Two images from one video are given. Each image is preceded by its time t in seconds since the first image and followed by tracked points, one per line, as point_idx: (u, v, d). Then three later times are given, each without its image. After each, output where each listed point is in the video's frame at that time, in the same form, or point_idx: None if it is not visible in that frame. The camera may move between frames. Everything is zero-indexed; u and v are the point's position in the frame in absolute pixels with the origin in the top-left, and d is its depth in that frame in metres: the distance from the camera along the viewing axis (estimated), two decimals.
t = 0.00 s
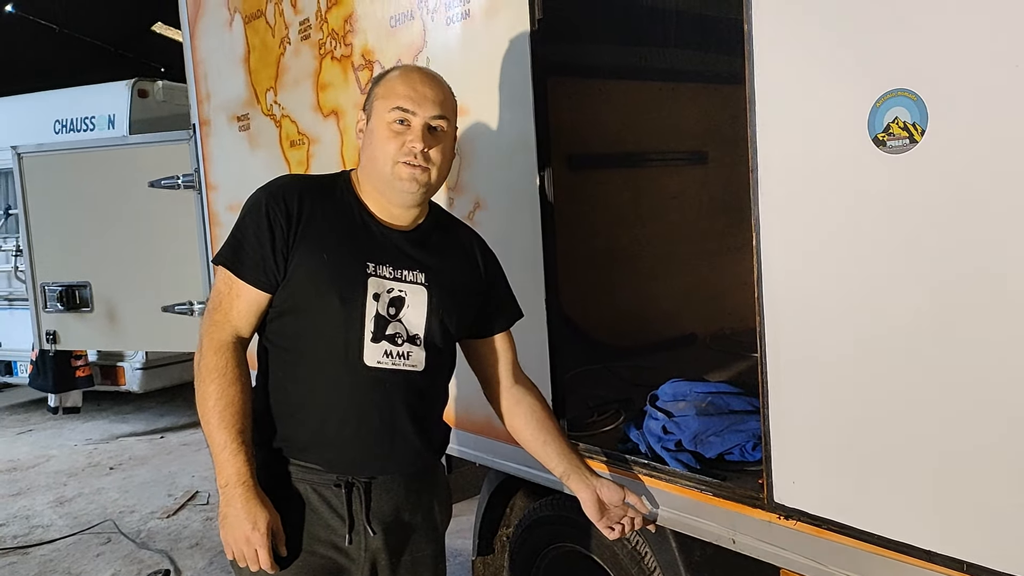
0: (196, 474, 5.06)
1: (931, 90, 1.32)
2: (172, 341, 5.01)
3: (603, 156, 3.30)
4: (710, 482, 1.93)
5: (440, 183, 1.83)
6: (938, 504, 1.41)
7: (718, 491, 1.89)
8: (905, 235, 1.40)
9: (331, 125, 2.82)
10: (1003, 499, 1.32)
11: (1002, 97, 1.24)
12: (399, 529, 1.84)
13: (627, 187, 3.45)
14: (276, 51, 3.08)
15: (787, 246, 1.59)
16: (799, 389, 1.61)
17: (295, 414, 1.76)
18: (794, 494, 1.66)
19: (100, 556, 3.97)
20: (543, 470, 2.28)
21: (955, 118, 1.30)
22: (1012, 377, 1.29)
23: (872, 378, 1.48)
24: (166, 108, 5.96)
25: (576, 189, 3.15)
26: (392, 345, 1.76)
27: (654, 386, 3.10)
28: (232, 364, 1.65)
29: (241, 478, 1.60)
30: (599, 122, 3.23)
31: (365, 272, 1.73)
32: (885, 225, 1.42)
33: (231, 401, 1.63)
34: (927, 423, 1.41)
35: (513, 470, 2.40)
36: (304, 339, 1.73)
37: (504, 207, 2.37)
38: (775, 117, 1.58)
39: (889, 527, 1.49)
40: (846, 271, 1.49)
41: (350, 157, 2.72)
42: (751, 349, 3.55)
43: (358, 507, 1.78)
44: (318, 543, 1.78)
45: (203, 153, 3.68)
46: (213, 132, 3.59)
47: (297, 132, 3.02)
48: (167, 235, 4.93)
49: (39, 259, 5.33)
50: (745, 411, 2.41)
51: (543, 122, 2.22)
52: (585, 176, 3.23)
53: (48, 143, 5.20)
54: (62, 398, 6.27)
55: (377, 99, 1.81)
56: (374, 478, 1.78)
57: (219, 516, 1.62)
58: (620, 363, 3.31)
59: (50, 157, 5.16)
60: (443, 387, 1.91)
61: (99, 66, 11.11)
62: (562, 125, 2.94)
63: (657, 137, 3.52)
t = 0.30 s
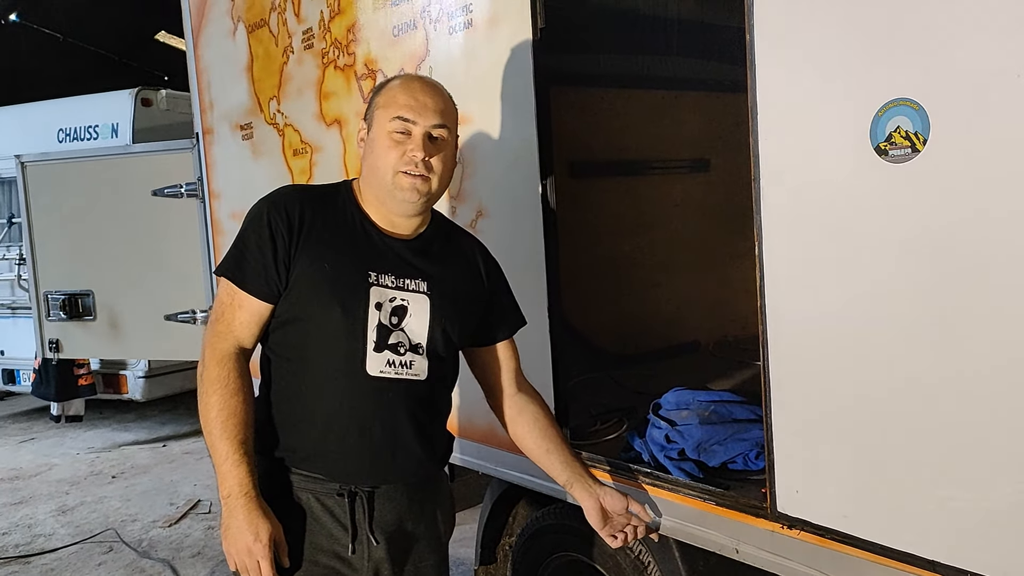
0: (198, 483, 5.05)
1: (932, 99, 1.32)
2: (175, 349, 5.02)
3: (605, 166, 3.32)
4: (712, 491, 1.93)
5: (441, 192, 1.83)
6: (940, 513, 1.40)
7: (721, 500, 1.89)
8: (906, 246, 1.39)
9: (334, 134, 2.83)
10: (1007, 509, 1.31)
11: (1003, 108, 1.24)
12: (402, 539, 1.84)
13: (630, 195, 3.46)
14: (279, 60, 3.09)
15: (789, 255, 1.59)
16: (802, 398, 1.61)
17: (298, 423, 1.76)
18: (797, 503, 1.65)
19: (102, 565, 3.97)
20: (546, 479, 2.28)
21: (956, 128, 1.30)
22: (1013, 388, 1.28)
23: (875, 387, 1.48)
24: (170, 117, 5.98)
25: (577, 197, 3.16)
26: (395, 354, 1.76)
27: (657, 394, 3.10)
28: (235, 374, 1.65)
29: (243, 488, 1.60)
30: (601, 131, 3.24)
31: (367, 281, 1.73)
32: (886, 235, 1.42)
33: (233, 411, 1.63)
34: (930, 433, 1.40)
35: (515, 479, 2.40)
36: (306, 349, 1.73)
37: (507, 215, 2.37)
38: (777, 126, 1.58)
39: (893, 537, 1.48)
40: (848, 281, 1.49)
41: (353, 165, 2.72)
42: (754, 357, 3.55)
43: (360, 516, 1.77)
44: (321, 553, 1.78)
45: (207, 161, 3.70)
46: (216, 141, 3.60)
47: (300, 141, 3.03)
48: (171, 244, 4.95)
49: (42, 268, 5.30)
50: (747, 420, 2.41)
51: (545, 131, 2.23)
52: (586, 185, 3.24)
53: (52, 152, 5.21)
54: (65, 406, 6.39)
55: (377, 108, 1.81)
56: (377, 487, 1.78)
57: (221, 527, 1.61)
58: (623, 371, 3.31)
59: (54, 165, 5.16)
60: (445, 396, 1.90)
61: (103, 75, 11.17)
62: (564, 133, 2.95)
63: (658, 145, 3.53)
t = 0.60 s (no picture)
0: (200, 489, 5.05)
1: (932, 105, 1.32)
2: (176, 355, 5.02)
3: (605, 172, 3.32)
4: (714, 497, 1.93)
5: (444, 198, 1.84)
6: (943, 519, 1.40)
7: (723, 506, 1.89)
8: (907, 252, 1.40)
9: (336, 140, 2.83)
10: (1010, 514, 1.31)
11: (1002, 114, 1.24)
12: (404, 545, 1.84)
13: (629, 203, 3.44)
14: (281, 66, 3.10)
15: (790, 260, 1.59)
16: (803, 404, 1.61)
17: (301, 429, 1.76)
18: (798, 509, 1.65)
19: (103, 571, 3.96)
20: (548, 485, 2.28)
21: (957, 134, 1.30)
22: (1015, 393, 1.28)
23: (876, 393, 1.48)
24: (172, 123, 5.99)
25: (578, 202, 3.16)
26: (398, 360, 1.76)
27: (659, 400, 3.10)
28: (238, 382, 1.65)
29: (246, 495, 1.60)
30: (602, 136, 3.25)
31: (370, 288, 1.73)
32: (887, 241, 1.42)
33: (235, 418, 1.63)
34: (932, 439, 1.40)
35: (518, 484, 2.39)
36: (309, 356, 1.73)
37: (508, 221, 2.37)
38: (777, 131, 1.58)
39: (895, 543, 1.47)
40: (849, 287, 1.49)
41: (354, 171, 2.73)
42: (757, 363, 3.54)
43: (363, 522, 1.77)
44: (323, 559, 1.78)
45: (208, 167, 3.70)
46: (218, 147, 3.61)
47: (301, 147, 3.03)
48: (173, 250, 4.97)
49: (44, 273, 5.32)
50: (750, 426, 2.41)
51: (546, 137, 2.23)
52: (587, 190, 3.24)
53: (55, 158, 5.22)
54: (67, 411, 6.38)
55: (380, 115, 1.81)
56: (380, 493, 1.78)
57: (223, 534, 1.61)
58: (625, 376, 3.31)
59: (57, 172, 5.17)
60: (448, 402, 1.90)
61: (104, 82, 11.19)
62: (565, 139, 2.95)
63: (659, 151, 3.51)
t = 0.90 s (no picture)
0: (202, 495, 5.05)
1: (933, 111, 1.33)
2: (179, 361, 5.03)
3: (607, 177, 3.35)
4: (717, 503, 1.93)
5: (447, 205, 1.84)
6: (944, 525, 1.40)
7: (726, 512, 1.89)
8: (909, 258, 1.40)
9: (338, 146, 2.84)
10: (1013, 520, 1.31)
11: (1001, 119, 1.25)
12: (408, 551, 1.84)
13: (630, 208, 3.46)
14: (283, 72, 3.11)
15: (792, 265, 1.60)
16: (805, 409, 1.61)
17: (305, 435, 1.76)
18: (801, 515, 1.65)
19: None
20: (551, 490, 2.28)
21: (958, 140, 1.30)
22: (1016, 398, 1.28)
23: (878, 398, 1.48)
24: (174, 129, 6.00)
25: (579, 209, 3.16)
26: (402, 366, 1.76)
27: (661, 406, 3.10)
28: (242, 388, 1.65)
29: (251, 502, 1.60)
30: (602, 143, 3.26)
31: (374, 293, 1.74)
32: (888, 247, 1.43)
33: (240, 424, 1.63)
34: (933, 444, 1.40)
35: (520, 490, 2.39)
36: (313, 361, 1.74)
37: (510, 228, 2.38)
38: (778, 137, 1.59)
39: (898, 549, 1.47)
40: (850, 291, 1.50)
41: (357, 177, 2.73)
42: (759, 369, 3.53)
43: (367, 528, 1.77)
44: (327, 565, 1.78)
45: (211, 174, 3.71)
46: (220, 153, 3.62)
47: (304, 153, 3.04)
48: (176, 257, 4.99)
49: (48, 280, 5.33)
50: (752, 432, 2.41)
51: (548, 144, 2.24)
52: (589, 196, 3.25)
53: (58, 165, 5.24)
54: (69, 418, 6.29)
55: (384, 121, 1.82)
56: (384, 499, 1.78)
57: (228, 541, 1.61)
58: (628, 382, 3.31)
59: (60, 179, 5.19)
60: (452, 408, 1.90)
61: (108, 88, 11.20)
62: (566, 146, 2.95)
63: (659, 158, 3.53)
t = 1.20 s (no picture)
0: (205, 499, 5.05)
1: (935, 115, 1.33)
2: (182, 366, 5.03)
3: (611, 182, 3.33)
4: (720, 507, 1.93)
5: (448, 210, 1.85)
6: (947, 529, 1.40)
7: (729, 516, 1.88)
8: (910, 262, 1.40)
9: (341, 151, 2.84)
10: (1016, 524, 1.30)
11: (1003, 123, 1.25)
12: (412, 556, 1.84)
13: (635, 212, 3.45)
14: (287, 78, 3.12)
15: (794, 270, 1.60)
16: (808, 414, 1.61)
17: (309, 440, 1.76)
18: (805, 520, 1.64)
19: None
20: (555, 495, 2.27)
21: (960, 144, 1.30)
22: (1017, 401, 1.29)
23: (881, 402, 1.48)
24: (178, 135, 6.02)
25: (584, 213, 3.16)
26: (406, 370, 1.76)
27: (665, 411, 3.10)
28: (246, 394, 1.66)
29: (255, 509, 1.60)
30: (606, 147, 3.26)
31: (377, 298, 1.74)
32: (890, 251, 1.43)
33: (244, 431, 1.63)
34: (936, 448, 1.40)
35: (524, 495, 2.39)
36: (316, 367, 1.74)
37: (513, 232, 2.38)
38: (780, 142, 1.59)
39: (902, 554, 1.47)
40: (852, 295, 1.50)
41: (360, 182, 2.74)
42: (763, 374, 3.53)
43: (372, 533, 1.77)
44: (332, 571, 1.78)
45: (215, 179, 3.72)
46: (224, 158, 3.63)
47: (307, 158, 3.05)
48: (179, 262, 5.00)
49: (52, 284, 5.34)
50: (755, 436, 2.40)
51: (551, 149, 2.24)
52: (593, 201, 3.25)
53: (62, 170, 5.26)
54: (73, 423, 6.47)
55: (385, 127, 1.82)
56: (388, 504, 1.78)
57: (233, 548, 1.62)
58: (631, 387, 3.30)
59: (64, 184, 5.21)
60: (456, 412, 1.90)
61: (112, 94, 11.23)
62: (570, 150, 2.96)
63: (662, 163, 3.53)
